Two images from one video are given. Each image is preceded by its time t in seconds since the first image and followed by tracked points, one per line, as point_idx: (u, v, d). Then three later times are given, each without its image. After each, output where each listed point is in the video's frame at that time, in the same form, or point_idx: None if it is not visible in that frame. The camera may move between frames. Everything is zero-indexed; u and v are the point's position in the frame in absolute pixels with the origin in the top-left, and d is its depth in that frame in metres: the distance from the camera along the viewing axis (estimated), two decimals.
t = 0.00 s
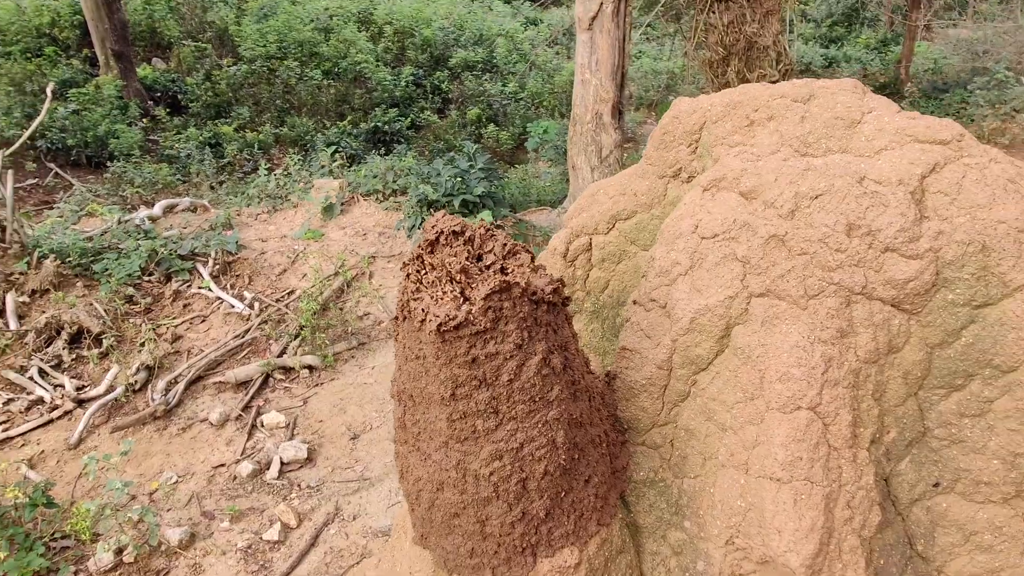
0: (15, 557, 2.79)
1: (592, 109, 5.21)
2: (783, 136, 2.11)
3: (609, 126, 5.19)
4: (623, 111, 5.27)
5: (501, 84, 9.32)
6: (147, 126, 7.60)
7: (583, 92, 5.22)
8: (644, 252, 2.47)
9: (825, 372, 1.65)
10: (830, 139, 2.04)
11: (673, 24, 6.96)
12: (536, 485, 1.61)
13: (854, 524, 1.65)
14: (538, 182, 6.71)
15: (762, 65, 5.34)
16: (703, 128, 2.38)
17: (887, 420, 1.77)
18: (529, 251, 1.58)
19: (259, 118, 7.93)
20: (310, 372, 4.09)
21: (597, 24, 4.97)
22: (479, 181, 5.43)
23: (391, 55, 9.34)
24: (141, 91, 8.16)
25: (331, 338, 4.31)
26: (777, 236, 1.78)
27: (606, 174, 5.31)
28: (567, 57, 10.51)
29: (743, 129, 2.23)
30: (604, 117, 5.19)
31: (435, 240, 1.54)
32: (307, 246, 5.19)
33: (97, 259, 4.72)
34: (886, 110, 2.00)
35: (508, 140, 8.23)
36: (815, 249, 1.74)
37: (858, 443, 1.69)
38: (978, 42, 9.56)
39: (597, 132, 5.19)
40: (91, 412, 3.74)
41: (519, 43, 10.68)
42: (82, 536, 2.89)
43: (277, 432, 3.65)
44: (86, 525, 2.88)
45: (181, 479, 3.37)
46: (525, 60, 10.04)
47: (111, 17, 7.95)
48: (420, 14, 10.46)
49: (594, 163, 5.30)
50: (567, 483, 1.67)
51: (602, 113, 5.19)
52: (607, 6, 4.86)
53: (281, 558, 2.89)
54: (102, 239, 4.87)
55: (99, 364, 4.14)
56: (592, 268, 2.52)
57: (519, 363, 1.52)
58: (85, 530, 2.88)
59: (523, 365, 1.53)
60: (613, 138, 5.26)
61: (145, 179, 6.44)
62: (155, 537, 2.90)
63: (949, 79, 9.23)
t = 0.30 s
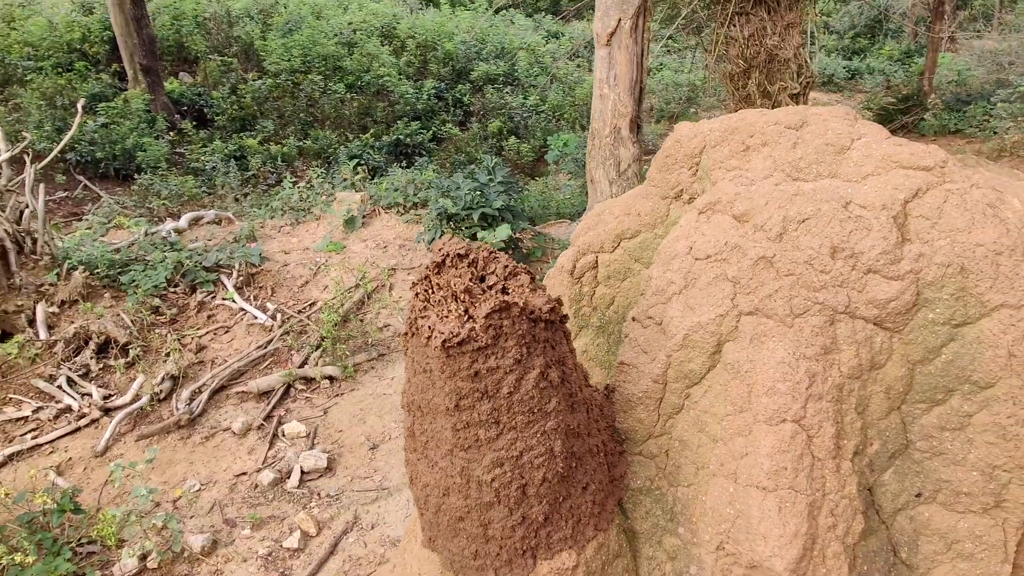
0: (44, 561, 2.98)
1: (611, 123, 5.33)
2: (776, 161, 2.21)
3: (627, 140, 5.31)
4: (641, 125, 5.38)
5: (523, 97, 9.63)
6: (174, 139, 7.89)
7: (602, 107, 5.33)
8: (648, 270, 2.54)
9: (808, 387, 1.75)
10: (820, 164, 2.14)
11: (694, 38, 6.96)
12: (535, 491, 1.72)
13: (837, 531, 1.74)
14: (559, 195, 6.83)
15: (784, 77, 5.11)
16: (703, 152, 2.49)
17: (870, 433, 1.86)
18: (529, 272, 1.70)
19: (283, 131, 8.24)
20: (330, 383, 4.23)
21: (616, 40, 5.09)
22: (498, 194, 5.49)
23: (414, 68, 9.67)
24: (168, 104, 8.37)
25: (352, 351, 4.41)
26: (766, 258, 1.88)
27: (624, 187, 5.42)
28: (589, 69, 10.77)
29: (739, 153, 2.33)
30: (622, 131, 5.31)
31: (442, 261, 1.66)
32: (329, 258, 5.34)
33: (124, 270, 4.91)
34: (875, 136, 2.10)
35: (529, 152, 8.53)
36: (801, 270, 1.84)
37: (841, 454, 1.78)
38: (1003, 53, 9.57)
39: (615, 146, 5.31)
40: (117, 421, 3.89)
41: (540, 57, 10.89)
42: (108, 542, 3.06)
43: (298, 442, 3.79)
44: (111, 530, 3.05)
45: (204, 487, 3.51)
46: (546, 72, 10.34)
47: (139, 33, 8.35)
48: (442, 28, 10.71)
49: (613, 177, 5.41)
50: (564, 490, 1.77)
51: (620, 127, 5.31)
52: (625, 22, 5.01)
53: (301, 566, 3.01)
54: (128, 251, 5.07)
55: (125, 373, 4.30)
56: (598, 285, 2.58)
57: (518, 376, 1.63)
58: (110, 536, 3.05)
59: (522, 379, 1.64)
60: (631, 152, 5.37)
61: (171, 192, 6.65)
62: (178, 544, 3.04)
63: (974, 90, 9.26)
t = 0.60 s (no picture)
0: (72, 558, 3.15)
1: (629, 136, 5.48)
2: (760, 180, 2.34)
3: (644, 153, 5.46)
4: (659, 138, 5.53)
5: (545, 109, 9.82)
6: (202, 150, 8.24)
7: (621, 121, 5.49)
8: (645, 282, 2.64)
9: (780, 393, 1.88)
10: (801, 184, 2.28)
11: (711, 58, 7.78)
12: (524, 486, 1.86)
13: (806, 528, 1.86)
14: (579, 206, 6.97)
15: (806, 91, 6.20)
16: (695, 171, 2.62)
17: (840, 436, 1.98)
18: (520, 283, 1.85)
19: (308, 142, 8.70)
20: (349, 390, 4.44)
21: (634, 54, 5.26)
22: (517, 207, 5.65)
23: (438, 80, 10.05)
24: (196, 116, 8.78)
25: (371, 358, 4.66)
26: (743, 272, 2.02)
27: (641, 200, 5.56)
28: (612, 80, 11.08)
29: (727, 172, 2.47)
30: (640, 144, 5.46)
31: (440, 273, 1.81)
32: (350, 268, 5.53)
33: (151, 278, 5.12)
34: (853, 157, 2.23)
35: (552, 163, 8.74)
36: (776, 284, 1.97)
37: (811, 456, 1.91)
38: None
39: (634, 159, 5.45)
40: (143, 425, 4.09)
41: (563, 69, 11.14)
42: (133, 542, 3.25)
43: (317, 447, 3.97)
44: (136, 532, 3.26)
45: (226, 490, 3.68)
46: (569, 84, 10.70)
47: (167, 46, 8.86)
48: (466, 41, 11.03)
49: (630, 189, 5.55)
50: (552, 486, 1.91)
51: (638, 140, 5.47)
52: (643, 36, 5.18)
53: (318, 569, 3.13)
54: (156, 259, 5.28)
55: (151, 379, 4.50)
56: (598, 297, 2.68)
57: (507, 379, 1.78)
58: (135, 537, 3.25)
59: (511, 381, 1.78)
60: (648, 165, 5.51)
61: (198, 202, 6.95)
62: (200, 545, 3.19)
63: (999, 104, 9.27)
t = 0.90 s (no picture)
0: (93, 554, 3.30)
1: (646, 151, 5.67)
2: (737, 193, 2.49)
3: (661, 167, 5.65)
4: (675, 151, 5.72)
5: (569, 124, 10.26)
6: (230, 160, 8.53)
7: (638, 136, 5.67)
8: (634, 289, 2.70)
9: (742, 389, 2.02)
10: (774, 198, 2.42)
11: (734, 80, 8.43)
12: (502, 471, 2.01)
13: (766, 518, 1.99)
14: (600, 220, 7.09)
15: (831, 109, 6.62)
16: (681, 184, 2.72)
17: (801, 432, 2.11)
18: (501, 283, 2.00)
19: (334, 154, 8.89)
20: (365, 398, 4.64)
21: (652, 71, 5.43)
22: (534, 220, 5.83)
23: (463, 94, 10.57)
24: (225, 127, 9.32)
25: (387, 365, 4.87)
26: (713, 278, 2.16)
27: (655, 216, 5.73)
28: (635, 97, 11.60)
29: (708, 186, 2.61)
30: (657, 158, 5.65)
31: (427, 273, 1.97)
32: (370, 278, 5.81)
33: (176, 284, 5.46)
34: (824, 173, 2.38)
35: (574, 178, 8.90)
36: (742, 289, 2.12)
37: (773, 450, 2.04)
38: None
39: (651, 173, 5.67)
40: (164, 427, 4.28)
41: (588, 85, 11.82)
42: (151, 539, 3.41)
43: (332, 452, 4.17)
44: (154, 529, 3.43)
45: (242, 492, 3.86)
46: (594, 99, 11.22)
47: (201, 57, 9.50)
48: (491, 55, 11.66)
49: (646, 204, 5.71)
50: (529, 473, 2.06)
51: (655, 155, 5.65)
52: (662, 54, 5.34)
53: (329, 571, 3.28)
54: (181, 267, 5.64)
55: (174, 383, 4.72)
56: (589, 302, 2.76)
57: (486, 371, 1.93)
58: (153, 535, 3.42)
59: (490, 373, 1.94)
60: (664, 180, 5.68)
61: (225, 212, 7.25)
62: (216, 545, 3.35)
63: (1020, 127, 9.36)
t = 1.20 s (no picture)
0: (112, 549, 3.52)
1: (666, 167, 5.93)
2: (717, 206, 2.63)
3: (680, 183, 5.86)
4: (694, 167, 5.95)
5: (594, 141, 10.75)
6: (257, 171, 9.37)
7: (658, 154, 5.95)
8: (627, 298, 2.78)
9: (708, 387, 2.17)
10: (751, 212, 2.56)
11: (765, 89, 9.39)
12: (483, 459, 2.17)
13: (729, 510, 2.13)
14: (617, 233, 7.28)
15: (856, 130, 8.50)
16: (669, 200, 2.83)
17: (767, 430, 2.24)
18: (486, 284, 2.17)
19: (359, 167, 9.71)
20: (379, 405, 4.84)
21: (671, 90, 5.73)
22: (551, 234, 6.04)
23: (488, 110, 11.37)
24: (253, 137, 10.13)
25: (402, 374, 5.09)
26: (686, 284, 2.31)
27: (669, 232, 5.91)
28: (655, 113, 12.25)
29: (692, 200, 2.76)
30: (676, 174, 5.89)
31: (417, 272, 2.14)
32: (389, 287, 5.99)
33: (201, 290, 5.74)
34: (798, 189, 2.52)
35: (596, 194, 9.08)
36: (713, 294, 2.26)
37: (737, 446, 2.18)
38: None
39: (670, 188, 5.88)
40: (184, 429, 4.48)
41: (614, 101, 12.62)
42: (168, 535, 3.61)
43: (347, 458, 4.37)
44: (171, 526, 3.62)
45: (257, 494, 4.05)
46: (618, 117, 11.93)
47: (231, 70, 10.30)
48: (517, 72, 12.74)
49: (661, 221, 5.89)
50: (509, 461, 2.21)
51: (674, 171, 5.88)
52: (681, 72, 5.64)
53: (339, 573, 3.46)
54: (206, 273, 5.93)
55: (195, 387, 4.95)
56: (583, 309, 2.85)
57: (469, 364, 2.09)
58: (170, 531, 3.61)
59: (472, 366, 2.10)
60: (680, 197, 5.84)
61: (251, 221, 7.89)
62: (230, 544, 3.55)
63: None
